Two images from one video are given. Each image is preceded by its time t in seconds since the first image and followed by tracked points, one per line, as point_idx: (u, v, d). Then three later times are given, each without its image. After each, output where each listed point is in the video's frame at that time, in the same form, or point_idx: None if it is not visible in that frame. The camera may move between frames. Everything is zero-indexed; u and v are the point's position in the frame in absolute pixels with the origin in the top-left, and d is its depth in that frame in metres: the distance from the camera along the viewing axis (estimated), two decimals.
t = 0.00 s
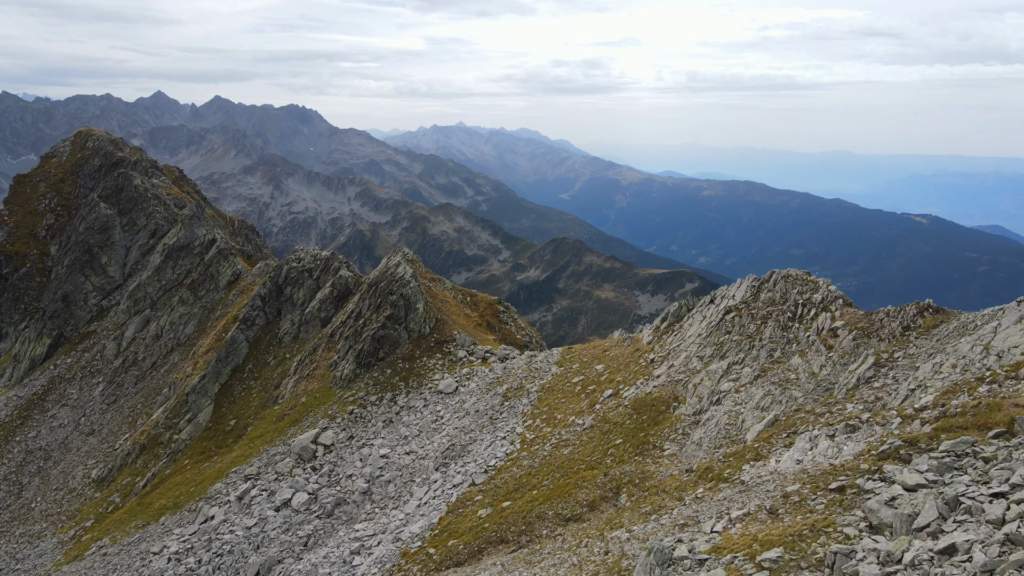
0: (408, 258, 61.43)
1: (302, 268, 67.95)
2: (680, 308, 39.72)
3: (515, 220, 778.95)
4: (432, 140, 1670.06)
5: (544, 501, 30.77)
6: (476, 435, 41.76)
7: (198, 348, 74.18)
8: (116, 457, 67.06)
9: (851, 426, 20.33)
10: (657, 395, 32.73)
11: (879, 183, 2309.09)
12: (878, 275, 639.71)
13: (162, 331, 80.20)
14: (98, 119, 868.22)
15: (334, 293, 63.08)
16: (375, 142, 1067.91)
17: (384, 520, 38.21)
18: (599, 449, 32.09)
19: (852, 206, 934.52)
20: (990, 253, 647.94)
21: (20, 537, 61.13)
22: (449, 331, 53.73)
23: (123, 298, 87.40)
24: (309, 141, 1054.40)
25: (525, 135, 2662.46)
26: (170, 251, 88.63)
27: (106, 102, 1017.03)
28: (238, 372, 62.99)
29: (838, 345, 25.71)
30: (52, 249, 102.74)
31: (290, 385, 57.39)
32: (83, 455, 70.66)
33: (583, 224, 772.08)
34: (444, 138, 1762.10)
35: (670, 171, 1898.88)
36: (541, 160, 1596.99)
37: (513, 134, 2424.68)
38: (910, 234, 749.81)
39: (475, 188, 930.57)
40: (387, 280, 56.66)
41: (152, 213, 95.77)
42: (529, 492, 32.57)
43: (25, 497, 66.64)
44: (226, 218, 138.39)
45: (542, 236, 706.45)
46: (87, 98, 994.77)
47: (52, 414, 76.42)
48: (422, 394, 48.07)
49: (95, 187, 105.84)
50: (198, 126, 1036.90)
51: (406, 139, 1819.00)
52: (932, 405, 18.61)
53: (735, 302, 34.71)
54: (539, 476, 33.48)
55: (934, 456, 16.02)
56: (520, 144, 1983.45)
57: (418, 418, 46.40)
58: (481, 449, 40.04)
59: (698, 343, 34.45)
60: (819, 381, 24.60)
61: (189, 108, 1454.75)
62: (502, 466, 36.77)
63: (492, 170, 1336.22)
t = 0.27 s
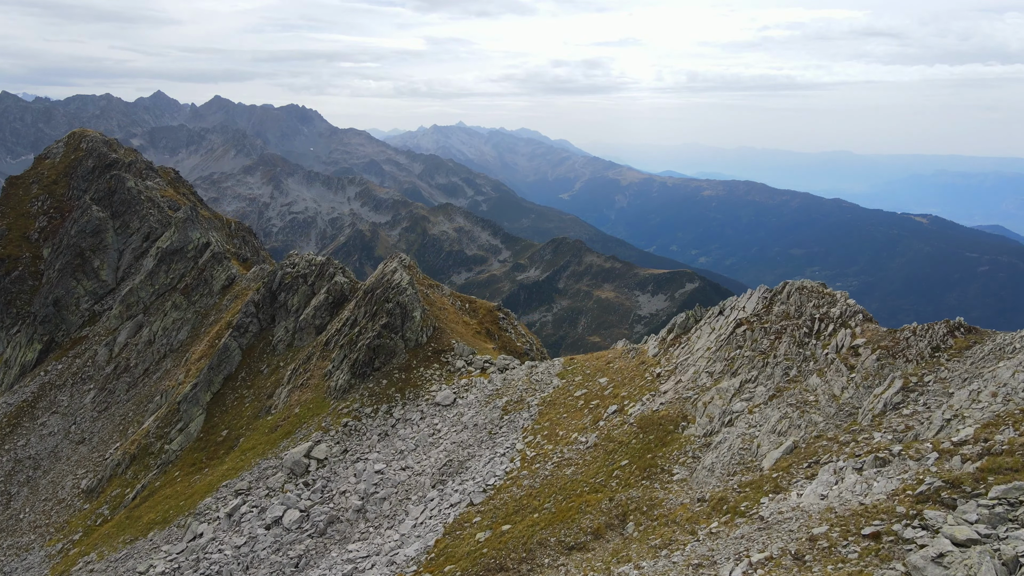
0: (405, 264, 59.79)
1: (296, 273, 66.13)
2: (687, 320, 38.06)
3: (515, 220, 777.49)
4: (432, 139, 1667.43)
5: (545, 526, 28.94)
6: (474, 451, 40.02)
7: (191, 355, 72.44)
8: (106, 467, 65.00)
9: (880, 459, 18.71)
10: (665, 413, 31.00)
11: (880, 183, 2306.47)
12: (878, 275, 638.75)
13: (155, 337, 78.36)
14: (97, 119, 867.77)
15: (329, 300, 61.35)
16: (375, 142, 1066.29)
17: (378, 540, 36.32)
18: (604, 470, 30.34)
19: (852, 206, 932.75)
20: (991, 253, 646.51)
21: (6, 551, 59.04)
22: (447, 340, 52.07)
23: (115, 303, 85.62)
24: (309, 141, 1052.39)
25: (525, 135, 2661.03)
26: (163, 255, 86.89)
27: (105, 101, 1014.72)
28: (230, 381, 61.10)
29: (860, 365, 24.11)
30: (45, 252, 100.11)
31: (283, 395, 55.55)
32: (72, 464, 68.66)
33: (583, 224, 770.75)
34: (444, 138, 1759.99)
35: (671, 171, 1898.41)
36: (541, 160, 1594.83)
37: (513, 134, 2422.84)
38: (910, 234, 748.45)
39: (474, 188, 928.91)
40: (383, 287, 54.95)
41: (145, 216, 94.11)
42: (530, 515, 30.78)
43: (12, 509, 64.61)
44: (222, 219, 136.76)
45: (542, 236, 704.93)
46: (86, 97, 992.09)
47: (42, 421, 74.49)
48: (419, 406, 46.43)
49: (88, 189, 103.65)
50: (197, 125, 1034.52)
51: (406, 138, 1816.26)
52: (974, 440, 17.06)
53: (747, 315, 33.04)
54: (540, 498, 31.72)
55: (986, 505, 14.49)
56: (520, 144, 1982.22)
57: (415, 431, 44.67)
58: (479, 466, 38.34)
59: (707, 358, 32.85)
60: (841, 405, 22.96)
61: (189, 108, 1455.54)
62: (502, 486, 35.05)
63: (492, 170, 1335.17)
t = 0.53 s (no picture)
0: (402, 270, 58.24)
1: (290, 278, 64.11)
2: (695, 333, 36.41)
3: (515, 220, 776.31)
4: (432, 140, 1666.04)
5: (546, 554, 26.97)
6: (472, 469, 38.16)
7: (183, 362, 70.72)
8: (95, 479, 62.87)
9: (915, 501, 17.07)
10: (673, 434, 29.28)
11: (880, 183, 2305.29)
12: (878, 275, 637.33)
13: (147, 343, 76.60)
14: (98, 119, 867.96)
15: (324, 307, 59.63)
16: (375, 142, 1065.26)
17: (370, 564, 34.26)
18: (609, 495, 28.51)
19: (852, 206, 930.67)
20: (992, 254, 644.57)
21: None
22: (445, 350, 50.34)
23: (106, 308, 83.93)
24: (309, 141, 1051.19)
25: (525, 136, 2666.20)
26: (156, 259, 85.24)
27: (105, 102, 1012.07)
28: (222, 390, 59.23)
29: (886, 389, 22.40)
30: (36, 254, 97.41)
31: (275, 406, 53.69)
32: (61, 474, 66.55)
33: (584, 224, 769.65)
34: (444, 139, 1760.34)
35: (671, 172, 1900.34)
36: (541, 161, 1596.18)
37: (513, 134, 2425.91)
38: (911, 234, 746.87)
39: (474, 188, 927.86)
40: (378, 293, 53.21)
41: (138, 219, 92.46)
42: (530, 542, 28.88)
43: None
44: (219, 222, 134.98)
45: (542, 236, 703.27)
46: (85, 97, 989.65)
47: (31, 430, 72.53)
48: (415, 420, 44.72)
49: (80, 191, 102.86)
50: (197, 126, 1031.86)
51: (407, 139, 1816.17)
52: None
53: (758, 329, 31.48)
54: (541, 523, 29.88)
55: None
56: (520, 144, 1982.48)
57: (411, 446, 42.84)
58: (478, 485, 36.50)
59: (717, 375, 31.19)
60: (866, 433, 21.33)
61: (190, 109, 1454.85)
62: (501, 507, 33.29)
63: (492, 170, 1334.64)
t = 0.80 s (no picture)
0: (398, 276, 56.81)
1: (285, 285, 62.46)
2: (704, 347, 34.88)
3: (515, 220, 775.11)
4: (432, 139, 1663.85)
5: None
6: (471, 488, 36.22)
7: (175, 369, 68.77)
8: (83, 490, 60.76)
9: (962, 549, 15.48)
10: (684, 456, 27.42)
11: (880, 182, 2304.15)
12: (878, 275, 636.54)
13: (139, 349, 74.64)
14: (98, 119, 868.13)
15: (319, 314, 57.89)
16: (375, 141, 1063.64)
17: None
18: (616, 521, 26.63)
19: (853, 206, 929.46)
20: (992, 254, 643.70)
21: None
22: (443, 360, 48.66)
23: (98, 313, 82.03)
24: (309, 141, 1049.63)
25: (525, 135, 2662.93)
26: (149, 263, 83.51)
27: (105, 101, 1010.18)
28: (215, 400, 57.43)
29: (917, 416, 20.85)
30: (28, 257, 95.57)
31: (268, 417, 51.90)
32: (50, 484, 64.45)
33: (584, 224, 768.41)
34: (444, 138, 1759.55)
35: (671, 171, 1900.14)
36: (541, 160, 1594.87)
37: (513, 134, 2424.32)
38: (911, 234, 746.01)
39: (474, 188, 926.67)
40: (374, 300, 51.57)
41: (131, 222, 90.77)
42: (532, 571, 26.96)
43: None
44: (215, 223, 133.29)
45: (542, 236, 701.83)
46: (85, 97, 987.70)
47: (19, 438, 70.49)
48: (412, 433, 42.98)
49: (73, 193, 101.27)
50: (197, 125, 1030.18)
51: (407, 139, 1814.90)
52: None
53: (773, 345, 29.90)
54: (544, 550, 27.91)
55: None
56: (521, 144, 1979.90)
57: (407, 461, 40.97)
58: (476, 505, 34.59)
59: (729, 393, 29.53)
60: (897, 465, 19.75)
61: (190, 109, 1453.55)
62: (501, 530, 31.32)
63: (492, 170, 1332.32)
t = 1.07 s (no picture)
0: (395, 282, 55.24)
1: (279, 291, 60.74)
2: (714, 362, 33.34)
3: (515, 220, 773.88)
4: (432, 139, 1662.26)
5: None
6: (469, 507, 34.33)
7: (167, 377, 66.50)
8: (71, 502, 58.21)
9: None
10: (697, 482, 25.59)
11: (880, 182, 2303.40)
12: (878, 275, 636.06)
13: (130, 355, 72.51)
14: (98, 119, 868.17)
15: (314, 322, 56.24)
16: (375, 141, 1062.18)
17: None
18: (624, 551, 24.83)
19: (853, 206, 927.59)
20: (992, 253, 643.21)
21: None
22: (441, 371, 47.00)
23: (90, 317, 79.99)
24: (308, 141, 1047.90)
25: (525, 135, 2661.44)
26: (141, 267, 81.65)
27: (104, 101, 1008.76)
28: (206, 410, 55.47)
29: (954, 446, 19.40)
30: (20, 260, 93.65)
31: (260, 428, 49.99)
32: (38, 495, 61.87)
33: (584, 224, 767.42)
34: (444, 138, 1757.41)
35: (670, 171, 1899.90)
36: (541, 161, 1594.01)
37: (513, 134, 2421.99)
38: (911, 234, 745.31)
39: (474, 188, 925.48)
40: (371, 307, 49.95)
41: (124, 225, 89.01)
42: None
43: None
44: (212, 225, 131.47)
45: (542, 236, 700.54)
46: (84, 97, 986.19)
47: (7, 447, 68.14)
48: (408, 448, 41.28)
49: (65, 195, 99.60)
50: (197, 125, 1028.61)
51: (407, 139, 1813.93)
52: None
53: (790, 362, 28.35)
54: None
55: None
56: (520, 144, 1978.89)
57: (403, 477, 39.12)
58: (476, 526, 32.66)
59: (743, 411, 27.94)
60: (936, 503, 18.28)
61: (189, 109, 1452.47)
62: (502, 555, 29.35)
63: (493, 170, 1330.69)
